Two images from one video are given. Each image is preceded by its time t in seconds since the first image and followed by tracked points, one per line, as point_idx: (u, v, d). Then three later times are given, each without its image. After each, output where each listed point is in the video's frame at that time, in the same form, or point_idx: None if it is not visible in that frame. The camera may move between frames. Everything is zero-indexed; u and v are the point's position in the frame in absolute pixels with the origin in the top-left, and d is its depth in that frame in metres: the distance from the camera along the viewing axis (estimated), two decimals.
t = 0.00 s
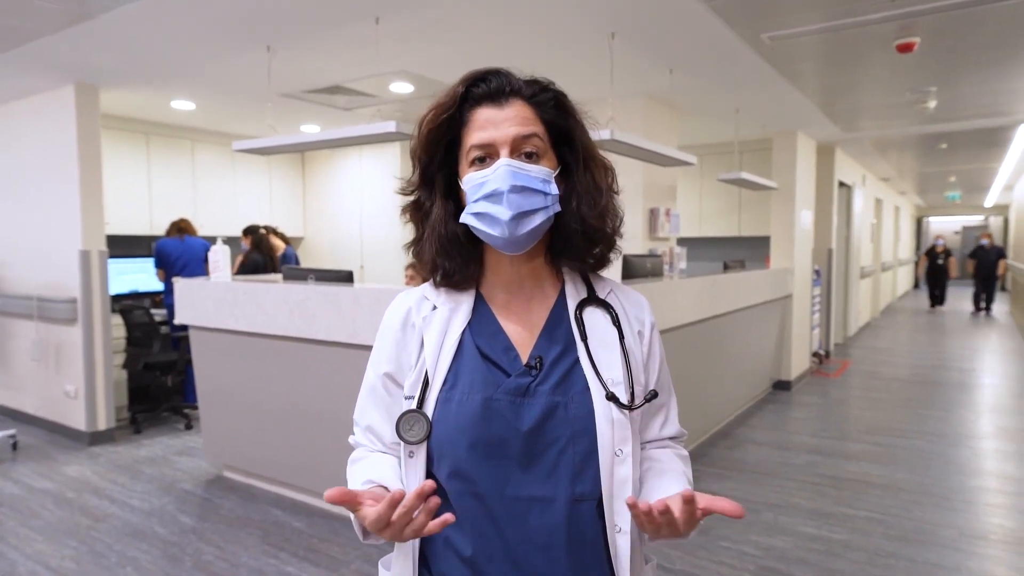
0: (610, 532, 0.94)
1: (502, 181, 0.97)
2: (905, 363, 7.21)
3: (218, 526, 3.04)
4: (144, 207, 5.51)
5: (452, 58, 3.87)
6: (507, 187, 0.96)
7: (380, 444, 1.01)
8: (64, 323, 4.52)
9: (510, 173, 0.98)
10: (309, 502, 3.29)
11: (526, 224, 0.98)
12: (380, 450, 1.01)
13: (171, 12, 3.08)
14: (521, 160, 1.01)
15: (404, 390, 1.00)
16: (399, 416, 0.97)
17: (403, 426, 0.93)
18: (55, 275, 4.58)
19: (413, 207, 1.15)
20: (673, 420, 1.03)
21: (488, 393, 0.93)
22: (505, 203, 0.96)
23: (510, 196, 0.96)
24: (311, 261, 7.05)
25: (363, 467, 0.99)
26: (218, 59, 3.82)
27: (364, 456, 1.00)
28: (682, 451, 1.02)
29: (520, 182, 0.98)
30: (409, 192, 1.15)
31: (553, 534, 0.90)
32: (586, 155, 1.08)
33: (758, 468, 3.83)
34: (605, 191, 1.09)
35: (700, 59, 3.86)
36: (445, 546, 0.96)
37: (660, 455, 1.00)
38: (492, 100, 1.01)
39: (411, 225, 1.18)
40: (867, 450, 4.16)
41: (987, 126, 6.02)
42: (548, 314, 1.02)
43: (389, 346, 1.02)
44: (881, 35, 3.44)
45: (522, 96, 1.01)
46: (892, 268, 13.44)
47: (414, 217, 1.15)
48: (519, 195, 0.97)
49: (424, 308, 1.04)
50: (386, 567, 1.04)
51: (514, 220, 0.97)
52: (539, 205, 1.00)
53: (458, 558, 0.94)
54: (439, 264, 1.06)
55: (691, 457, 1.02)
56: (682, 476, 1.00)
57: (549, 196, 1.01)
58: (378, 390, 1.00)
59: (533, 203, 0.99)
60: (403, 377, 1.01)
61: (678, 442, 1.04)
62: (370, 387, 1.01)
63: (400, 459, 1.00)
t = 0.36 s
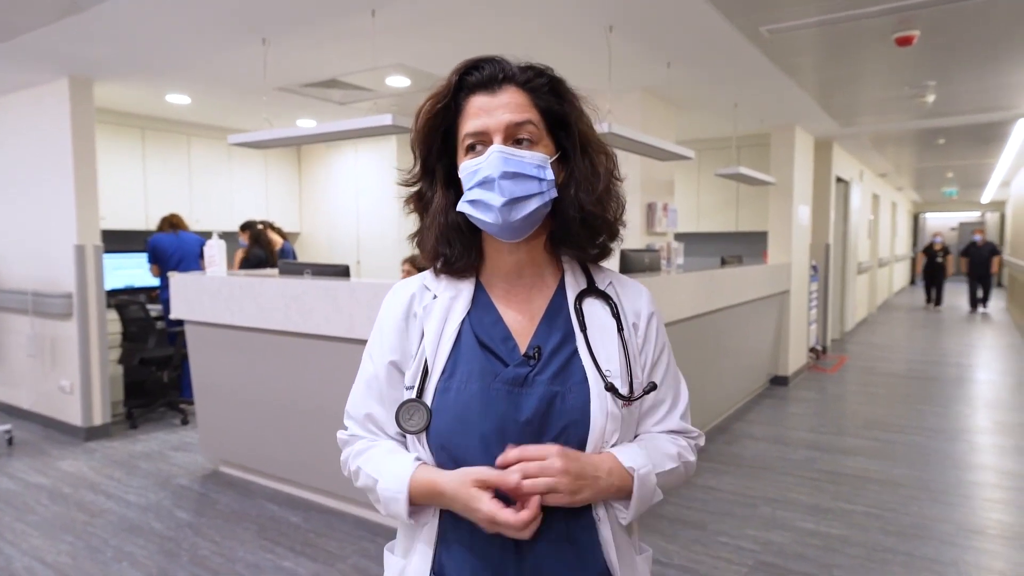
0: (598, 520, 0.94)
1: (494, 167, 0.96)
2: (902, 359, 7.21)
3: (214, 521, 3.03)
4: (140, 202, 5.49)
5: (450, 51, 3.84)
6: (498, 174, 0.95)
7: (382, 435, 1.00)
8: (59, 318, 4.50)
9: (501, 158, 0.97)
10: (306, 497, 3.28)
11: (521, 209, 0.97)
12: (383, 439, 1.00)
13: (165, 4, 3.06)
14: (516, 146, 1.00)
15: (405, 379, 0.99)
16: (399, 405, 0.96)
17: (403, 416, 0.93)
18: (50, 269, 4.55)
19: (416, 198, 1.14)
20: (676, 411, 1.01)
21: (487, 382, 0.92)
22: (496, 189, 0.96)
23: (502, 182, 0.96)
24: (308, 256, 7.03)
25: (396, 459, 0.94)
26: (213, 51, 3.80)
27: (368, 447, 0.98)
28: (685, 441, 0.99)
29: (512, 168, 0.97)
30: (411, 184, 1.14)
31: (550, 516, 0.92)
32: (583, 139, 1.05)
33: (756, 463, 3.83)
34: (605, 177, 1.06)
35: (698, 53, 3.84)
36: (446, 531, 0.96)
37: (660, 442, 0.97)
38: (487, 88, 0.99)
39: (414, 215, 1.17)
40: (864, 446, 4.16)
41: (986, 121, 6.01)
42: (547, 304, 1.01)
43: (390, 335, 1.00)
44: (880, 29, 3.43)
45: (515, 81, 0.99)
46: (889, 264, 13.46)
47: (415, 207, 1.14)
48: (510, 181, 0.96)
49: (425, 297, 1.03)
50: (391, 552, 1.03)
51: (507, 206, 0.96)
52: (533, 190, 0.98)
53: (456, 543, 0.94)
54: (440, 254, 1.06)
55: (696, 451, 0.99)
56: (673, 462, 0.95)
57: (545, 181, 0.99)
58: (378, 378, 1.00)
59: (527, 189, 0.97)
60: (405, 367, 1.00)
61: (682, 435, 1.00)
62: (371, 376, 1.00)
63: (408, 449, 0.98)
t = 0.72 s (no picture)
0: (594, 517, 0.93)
1: (495, 157, 0.95)
2: (901, 355, 7.21)
3: (212, 517, 3.02)
4: (137, 197, 5.46)
5: (449, 45, 3.82)
6: (500, 163, 0.94)
7: (382, 428, 0.99)
8: (56, 314, 4.48)
9: (502, 148, 0.95)
10: (304, 493, 3.27)
11: (522, 199, 0.96)
12: (383, 432, 0.98)
13: None
14: (516, 136, 0.99)
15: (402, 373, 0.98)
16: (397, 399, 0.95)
17: (402, 410, 0.92)
18: (47, 264, 4.53)
19: (411, 191, 1.12)
20: (677, 405, 1.00)
21: (486, 376, 0.91)
22: (499, 179, 0.94)
23: (504, 172, 0.94)
24: (306, 252, 7.01)
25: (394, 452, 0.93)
26: (209, 46, 3.77)
27: (367, 440, 0.97)
28: (686, 436, 0.98)
29: (513, 157, 0.95)
30: (407, 177, 1.12)
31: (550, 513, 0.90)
32: (583, 127, 1.04)
33: (755, 458, 3.83)
34: (604, 165, 1.05)
35: (698, 47, 3.83)
36: (445, 523, 0.95)
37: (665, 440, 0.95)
38: (484, 77, 0.98)
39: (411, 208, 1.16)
40: (863, 441, 4.16)
41: (985, 117, 6.00)
42: (547, 298, 1.00)
43: (388, 328, 0.99)
44: (880, 23, 3.40)
45: (513, 70, 0.97)
46: (888, 260, 13.48)
47: (412, 200, 1.13)
48: (512, 170, 0.94)
49: (423, 290, 1.02)
50: (390, 548, 1.01)
51: (509, 196, 0.95)
52: (535, 180, 0.97)
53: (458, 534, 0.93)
54: (439, 247, 1.04)
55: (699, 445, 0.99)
56: (674, 462, 0.94)
57: (546, 170, 0.98)
58: (376, 372, 0.98)
59: (528, 178, 0.96)
60: (403, 360, 0.99)
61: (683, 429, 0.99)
62: (369, 370, 0.99)
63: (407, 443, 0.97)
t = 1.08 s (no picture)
0: (609, 516, 0.92)
1: (489, 165, 0.96)
2: (901, 352, 7.21)
3: (212, 514, 3.02)
4: (137, 194, 5.45)
5: (449, 41, 3.80)
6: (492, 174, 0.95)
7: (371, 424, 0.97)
8: (55, 311, 4.47)
9: (497, 158, 0.95)
10: (303, 490, 3.27)
11: (513, 209, 0.98)
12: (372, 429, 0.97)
13: None
14: (515, 142, 0.98)
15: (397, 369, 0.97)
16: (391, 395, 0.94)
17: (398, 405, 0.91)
18: (46, 261, 4.53)
19: (416, 175, 1.13)
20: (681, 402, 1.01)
21: (485, 371, 0.91)
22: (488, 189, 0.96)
23: (495, 181, 0.95)
24: (305, 249, 7.00)
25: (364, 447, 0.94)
26: (208, 42, 3.75)
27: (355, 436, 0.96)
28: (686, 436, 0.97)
29: (508, 169, 0.95)
30: (413, 161, 1.13)
31: (552, 515, 0.88)
32: (588, 139, 1.03)
33: (755, 456, 3.83)
34: (607, 179, 1.03)
35: (698, 44, 3.81)
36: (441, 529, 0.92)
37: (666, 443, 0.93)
38: (492, 76, 0.97)
39: (415, 192, 1.16)
40: (863, 439, 4.16)
41: (986, 114, 5.98)
42: (545, 295, 1.00)
43: (383, 325, 0.99)
44: (881, 19, 3.39)
45: (523, 72, 0.96)
46: (888, 257, 13.47)
47: (417, 184, 1.13)
48: (504, 182, 0.95)
49: (419, 286, 1.01)
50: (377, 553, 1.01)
51: (498, 205, 0.97)
52: (527, 191, 0.98)
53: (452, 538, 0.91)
54: (438, 238, 1.05)
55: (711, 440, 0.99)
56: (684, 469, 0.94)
57: (541, 182, 0.98)
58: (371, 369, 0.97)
59: (521, 190, 0.97)
60: (397, 356, 0.98)
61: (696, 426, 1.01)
62: (362, 370, 0.97)
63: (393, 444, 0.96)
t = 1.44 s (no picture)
0: (613, 525, 0.92)
1: (506, 160, 0.94)
2: (905, 352, 7.18)
3: (214, 515, 3.02)
4: (140, 195, 5.46)
5: (451, 42, 3.80)
6: (510, 167, 0.93)
7: (380, 429, 0.97)
8: (58, 312, 4.48)
9: (514, 152, 0.94)
10: (306, 492, 3.26)
11: (530, 206, 0.96)
12: (379, 433, 0.96)
13: None
14: (530, 138, 0.97)
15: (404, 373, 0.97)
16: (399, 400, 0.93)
17: (405, 411, 0.91)
18: (50, 261, 4.53)
19: (427, 181, 1.12)
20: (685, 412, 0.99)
21: (492, 378, 0.90)
22: (506, 184, 0.94)
23: (512, 175, 0.94)
24: (307, 250, 7.01)
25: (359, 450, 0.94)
26: (212, 43, 3.76)
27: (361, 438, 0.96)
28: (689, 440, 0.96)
29: (525, 163, 0.94)
30: (422, 165, 1.12)
31: (558, 524, 0.88)
32: (603, 138, 1.02)
33: (758, 457, 3.81)
34: (623, 178, 1.03)
35: (702, 44, 3.80)
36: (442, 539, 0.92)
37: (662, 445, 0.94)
38: (506, 73, 0.97)
39: (424, 198, 1.15)
40: (867, 440, 4.14)
41: (990, 113, 5.96)
42: (554, 300, 0.99)
43: (390, 328, 0.98)
44: (885, 19, 3.38)
45: (537, 70, 0.96)
46: (892, 257, 13.43)
47: (426, 190, 1.13)
48: (521, 176, 0.94)
49: (426, 290, 1.01)
50: (382, 557, 1.00)
51: (515, 201, 0.95)
52: (544, 186, 0.96)
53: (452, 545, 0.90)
54: (449, 240, 1.03)
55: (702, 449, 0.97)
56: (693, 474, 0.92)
57: (558, 178, 0.97)
58: (378, 371, 0.97)
59: (538, 185, 0.95)
60: (404, 360, 0.98)
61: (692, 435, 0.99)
62: (370, 370, 0.97)
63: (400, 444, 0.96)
